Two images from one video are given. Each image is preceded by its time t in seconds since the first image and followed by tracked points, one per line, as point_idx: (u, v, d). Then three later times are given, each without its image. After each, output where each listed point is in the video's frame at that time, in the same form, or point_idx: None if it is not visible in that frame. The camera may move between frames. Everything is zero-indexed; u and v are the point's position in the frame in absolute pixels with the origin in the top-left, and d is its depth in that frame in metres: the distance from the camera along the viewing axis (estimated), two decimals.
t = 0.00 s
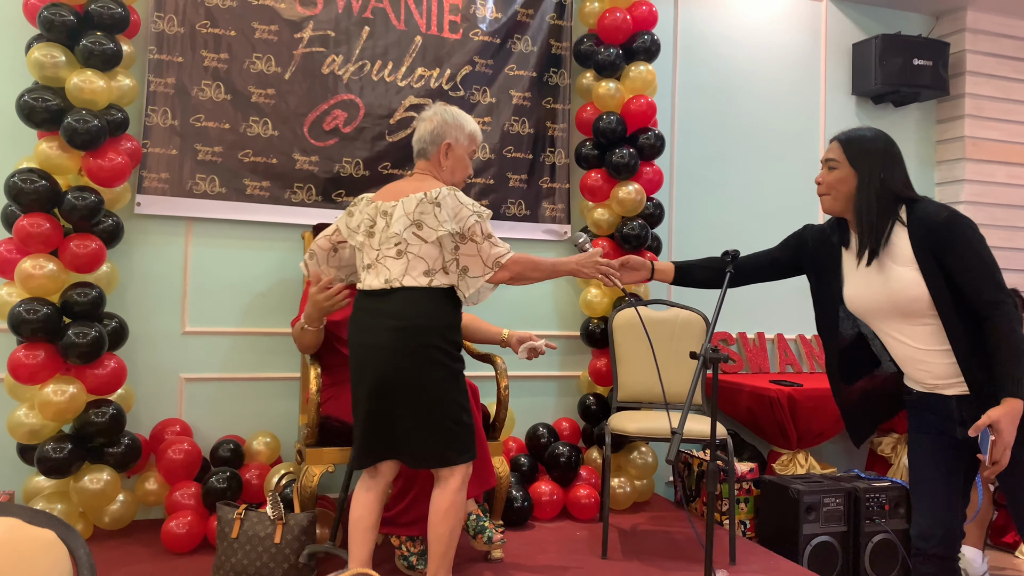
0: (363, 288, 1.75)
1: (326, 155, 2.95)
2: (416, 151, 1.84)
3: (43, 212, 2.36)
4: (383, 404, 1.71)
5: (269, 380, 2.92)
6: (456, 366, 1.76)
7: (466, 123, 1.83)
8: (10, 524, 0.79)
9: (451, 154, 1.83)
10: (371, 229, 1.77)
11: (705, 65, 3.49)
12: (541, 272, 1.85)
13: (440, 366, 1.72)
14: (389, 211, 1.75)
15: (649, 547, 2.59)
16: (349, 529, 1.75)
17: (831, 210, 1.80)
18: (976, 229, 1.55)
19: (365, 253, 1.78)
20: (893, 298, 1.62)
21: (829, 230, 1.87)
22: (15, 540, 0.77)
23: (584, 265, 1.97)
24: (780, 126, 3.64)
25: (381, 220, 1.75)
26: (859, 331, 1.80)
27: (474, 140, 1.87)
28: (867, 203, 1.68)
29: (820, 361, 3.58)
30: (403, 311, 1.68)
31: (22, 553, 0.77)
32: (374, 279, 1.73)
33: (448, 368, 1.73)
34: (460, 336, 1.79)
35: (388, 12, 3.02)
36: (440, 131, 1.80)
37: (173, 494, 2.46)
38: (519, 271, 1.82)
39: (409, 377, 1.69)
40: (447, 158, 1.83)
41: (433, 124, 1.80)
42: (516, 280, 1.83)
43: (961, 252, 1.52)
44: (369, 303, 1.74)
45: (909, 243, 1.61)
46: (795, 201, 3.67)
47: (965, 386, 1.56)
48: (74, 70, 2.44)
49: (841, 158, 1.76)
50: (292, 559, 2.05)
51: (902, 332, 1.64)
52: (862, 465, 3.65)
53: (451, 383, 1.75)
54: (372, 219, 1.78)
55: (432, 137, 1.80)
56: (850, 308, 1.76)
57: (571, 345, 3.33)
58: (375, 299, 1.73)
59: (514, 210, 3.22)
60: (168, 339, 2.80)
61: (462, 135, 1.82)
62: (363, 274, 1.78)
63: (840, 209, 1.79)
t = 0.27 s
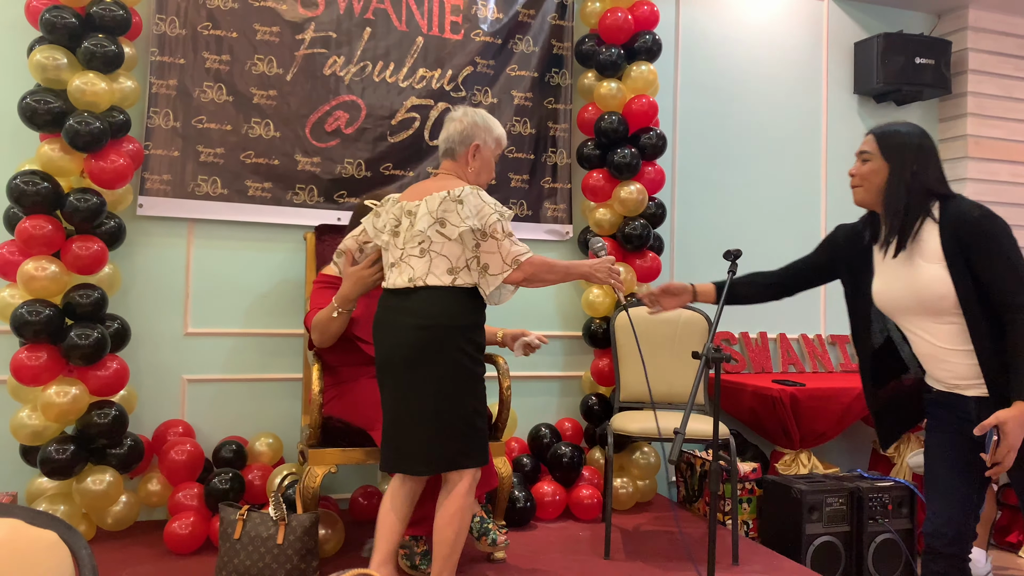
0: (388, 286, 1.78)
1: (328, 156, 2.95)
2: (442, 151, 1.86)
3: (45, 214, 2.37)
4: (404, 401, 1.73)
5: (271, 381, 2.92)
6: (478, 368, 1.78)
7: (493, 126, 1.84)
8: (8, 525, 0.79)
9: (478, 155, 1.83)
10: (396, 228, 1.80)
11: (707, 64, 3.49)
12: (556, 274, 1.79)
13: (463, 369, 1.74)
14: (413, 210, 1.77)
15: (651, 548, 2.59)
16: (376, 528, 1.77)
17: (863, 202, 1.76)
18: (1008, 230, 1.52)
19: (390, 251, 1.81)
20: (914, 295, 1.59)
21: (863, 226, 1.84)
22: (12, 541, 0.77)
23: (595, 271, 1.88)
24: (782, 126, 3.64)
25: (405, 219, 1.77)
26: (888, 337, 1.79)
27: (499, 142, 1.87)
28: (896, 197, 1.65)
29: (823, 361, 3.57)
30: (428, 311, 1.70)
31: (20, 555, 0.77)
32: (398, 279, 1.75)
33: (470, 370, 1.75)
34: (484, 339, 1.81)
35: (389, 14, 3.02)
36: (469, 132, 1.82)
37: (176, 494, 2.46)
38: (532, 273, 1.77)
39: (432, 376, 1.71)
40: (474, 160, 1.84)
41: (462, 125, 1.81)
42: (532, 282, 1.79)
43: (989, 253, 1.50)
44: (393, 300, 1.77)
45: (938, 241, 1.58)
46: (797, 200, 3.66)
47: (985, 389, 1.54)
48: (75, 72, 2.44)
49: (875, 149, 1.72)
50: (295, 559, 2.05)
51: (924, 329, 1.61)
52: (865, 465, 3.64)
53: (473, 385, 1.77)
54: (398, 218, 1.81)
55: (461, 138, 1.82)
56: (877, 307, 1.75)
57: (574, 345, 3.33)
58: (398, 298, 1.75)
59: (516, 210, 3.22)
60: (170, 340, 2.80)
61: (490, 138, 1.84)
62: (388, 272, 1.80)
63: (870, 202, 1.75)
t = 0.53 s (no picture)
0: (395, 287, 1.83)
1: (329, 156, 2.95)
2: (450, 152, 1.89)
3: (46, 215, 2.37)
4: (418, 402, 1.76)
5: (272, 381, 2.92)
6: (489, 365, 1.82)
7: (502, 129, 1.88)
8: (10, 526, 0.79)
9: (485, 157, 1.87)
10: (402, 231, 1.85)
11: (708, 63, 3.48)
12: (553, 274, 1.78)
13: (475, 366, 1.78)
14: (417, 212, 1.82)
15: (653, 547, 2.59)
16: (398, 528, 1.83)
17: (937, 188, 1.65)
18: None
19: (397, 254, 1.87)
20: (975, 287, 1.51)
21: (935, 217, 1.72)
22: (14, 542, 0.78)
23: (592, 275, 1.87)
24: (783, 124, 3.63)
25: (410, 222, 1.83)
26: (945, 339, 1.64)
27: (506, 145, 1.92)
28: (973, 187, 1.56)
29: (825, 360, 3.56)
30: (438, 312, 1.73)
31: (23, 556, 0.77)
32: (405, 280, 1.79)
33: (481, 367, 1.79)
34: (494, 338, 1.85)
35: (390, 13, 3.02)
36: (478, 134, 1.84)
37: (178, 495, 2.47)
38: (528, 273, 1.76)
39: (445, 375, 1.74)
40: (482, 161, 1.88)
41: (471, 126, 1.84)
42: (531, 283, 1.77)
43: None
44: (400, 302, 1.81)
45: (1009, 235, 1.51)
46: (799, 199, 3.66)
47: None
48: (76, 73, 2.44)
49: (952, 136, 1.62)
50: (296, 559, 2.05)
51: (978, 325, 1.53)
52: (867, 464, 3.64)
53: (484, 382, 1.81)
54: (404, 221, 1.86)
55: (470, 139, 1.84)
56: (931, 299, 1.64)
57: (575, 345, 3.33)
58: (405, 299, 1.79)
59: (517, 210, 3.21)
60: (171, 341, 2.80)
61: (497, 140, 1.87)
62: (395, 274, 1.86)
63: (945, 188, 1.64)
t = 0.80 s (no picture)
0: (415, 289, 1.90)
1: (330, 155, 2.95)
2: (470, 154, 1.92)
3: (48, 215, 2.37)
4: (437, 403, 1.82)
5: (274, 381, 2.92)
6: (506, 366, 1.84)
7: (522, 131, 1.90)
8: (11, 526, 0.79)
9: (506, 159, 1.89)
10: (421, 234, 1.92)
11: (709, 62, 3.48)
12: (560, 277, 1.78)
13: (490, 367, 1.80)
14: (434, 215, 1.88)
15: (655, 545, 2.59)
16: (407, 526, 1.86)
17: None
18: None
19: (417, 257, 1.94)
20: None
21: None
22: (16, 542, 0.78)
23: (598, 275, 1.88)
24: (784, 123, 3.63)
25: (428, 225, 1.89)
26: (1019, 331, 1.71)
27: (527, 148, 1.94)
28: None
29: (826, 358, 3.56)
30: (451, 313, 1.79)
31: (24, 555, 0.77)
32: (423, 282, 1.86)
33: (497, 367, 1.81)
34: (512, 339, 1.86)
35: (391, 12, 3.02)
36: (498, 135, 1.87)
37: (180, 494, 2.47)
38: (536, 275, 1.76)
39: (457, 374, 1.79)
40: (501, 163, 1.90)
41: (491, 128, 1.86)
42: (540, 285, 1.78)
43: None
44: (419, 303, 1.88)
45: None
46: (800, 197, 3.66)
47: None
48: (77, 73, 2.44)
49: None
50: (299, 558, 2.05)
51: None
52: (868, 462, 3.64)
53: (501, 383, 1.83)
54: (423, 224, 1.93)
55: (489, 140, 1.87)
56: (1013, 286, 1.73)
57: (576, 343, 3.33)
58: (424, 300, 1.86)
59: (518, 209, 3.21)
60: (173, 340, 2.80)
61: (518, 143, 1.89)
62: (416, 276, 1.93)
63: None
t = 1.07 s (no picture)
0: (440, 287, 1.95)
1: (331, 155, 2.95)
2: (497, 154, 1.94)
3: (50, 215, 2.37)
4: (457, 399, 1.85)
5: (275, 380, 2.92)
6: (526, 367, 1.87)
7: (548, 132, 1.91)
8: (12, 525, 0.79)
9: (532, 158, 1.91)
10: (447, 233, 1.97)
11: (709, 62, 3.48)
12: (581, 275, 1.78)
13: (511, 366, 1.83)
14: (460, 214, 1.92)
15: (656, 545, 2.59)
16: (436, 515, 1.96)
17: None
18: None
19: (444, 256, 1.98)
20: None
21: None
22: (17, 542, 0.77)
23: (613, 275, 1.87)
24: (784, 122, 3.63)
25: (454, 223, 1.94)
26: None
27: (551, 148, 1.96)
28: None
29: (828, 357, 3.56)
30: (475, 311, 1.82)
31: (25, 555, 0.77)
32: (447, 280, 1.91)
33: (517, 367, 1.84)
34: (533, 341, 1.89)
35: (391, 12, 3.02)
36: (524, 135, 1.88)
37: (182, 494, 2.47)
38: (558, 274, 1.77)
39: (478, 372, 1.82)
40: (527, 163, 1.92)
41: (518, 127, 1.88)
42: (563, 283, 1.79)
43: None
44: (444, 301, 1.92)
45: None
46: (801, 197, 3.66)
47: None
48: (78, 73, 2.44)
49: None
50: (300, 558, 2.05)
51: None
52: (869, 461, 3.64)
53: (521, 383, 1.85)
54: (450, 224, 1.98)
55: (516, 140, 1.89)
56: None
57: (578, 343, 3.33)
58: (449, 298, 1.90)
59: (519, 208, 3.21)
60: (174, 340, 2.81)
61: (544, 143, 1.91)
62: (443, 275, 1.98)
63: None
